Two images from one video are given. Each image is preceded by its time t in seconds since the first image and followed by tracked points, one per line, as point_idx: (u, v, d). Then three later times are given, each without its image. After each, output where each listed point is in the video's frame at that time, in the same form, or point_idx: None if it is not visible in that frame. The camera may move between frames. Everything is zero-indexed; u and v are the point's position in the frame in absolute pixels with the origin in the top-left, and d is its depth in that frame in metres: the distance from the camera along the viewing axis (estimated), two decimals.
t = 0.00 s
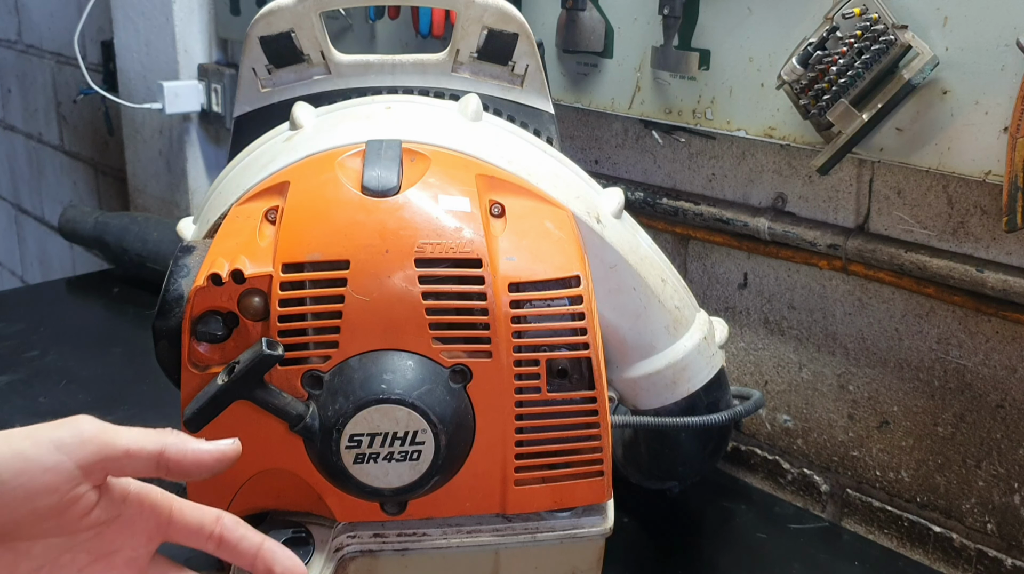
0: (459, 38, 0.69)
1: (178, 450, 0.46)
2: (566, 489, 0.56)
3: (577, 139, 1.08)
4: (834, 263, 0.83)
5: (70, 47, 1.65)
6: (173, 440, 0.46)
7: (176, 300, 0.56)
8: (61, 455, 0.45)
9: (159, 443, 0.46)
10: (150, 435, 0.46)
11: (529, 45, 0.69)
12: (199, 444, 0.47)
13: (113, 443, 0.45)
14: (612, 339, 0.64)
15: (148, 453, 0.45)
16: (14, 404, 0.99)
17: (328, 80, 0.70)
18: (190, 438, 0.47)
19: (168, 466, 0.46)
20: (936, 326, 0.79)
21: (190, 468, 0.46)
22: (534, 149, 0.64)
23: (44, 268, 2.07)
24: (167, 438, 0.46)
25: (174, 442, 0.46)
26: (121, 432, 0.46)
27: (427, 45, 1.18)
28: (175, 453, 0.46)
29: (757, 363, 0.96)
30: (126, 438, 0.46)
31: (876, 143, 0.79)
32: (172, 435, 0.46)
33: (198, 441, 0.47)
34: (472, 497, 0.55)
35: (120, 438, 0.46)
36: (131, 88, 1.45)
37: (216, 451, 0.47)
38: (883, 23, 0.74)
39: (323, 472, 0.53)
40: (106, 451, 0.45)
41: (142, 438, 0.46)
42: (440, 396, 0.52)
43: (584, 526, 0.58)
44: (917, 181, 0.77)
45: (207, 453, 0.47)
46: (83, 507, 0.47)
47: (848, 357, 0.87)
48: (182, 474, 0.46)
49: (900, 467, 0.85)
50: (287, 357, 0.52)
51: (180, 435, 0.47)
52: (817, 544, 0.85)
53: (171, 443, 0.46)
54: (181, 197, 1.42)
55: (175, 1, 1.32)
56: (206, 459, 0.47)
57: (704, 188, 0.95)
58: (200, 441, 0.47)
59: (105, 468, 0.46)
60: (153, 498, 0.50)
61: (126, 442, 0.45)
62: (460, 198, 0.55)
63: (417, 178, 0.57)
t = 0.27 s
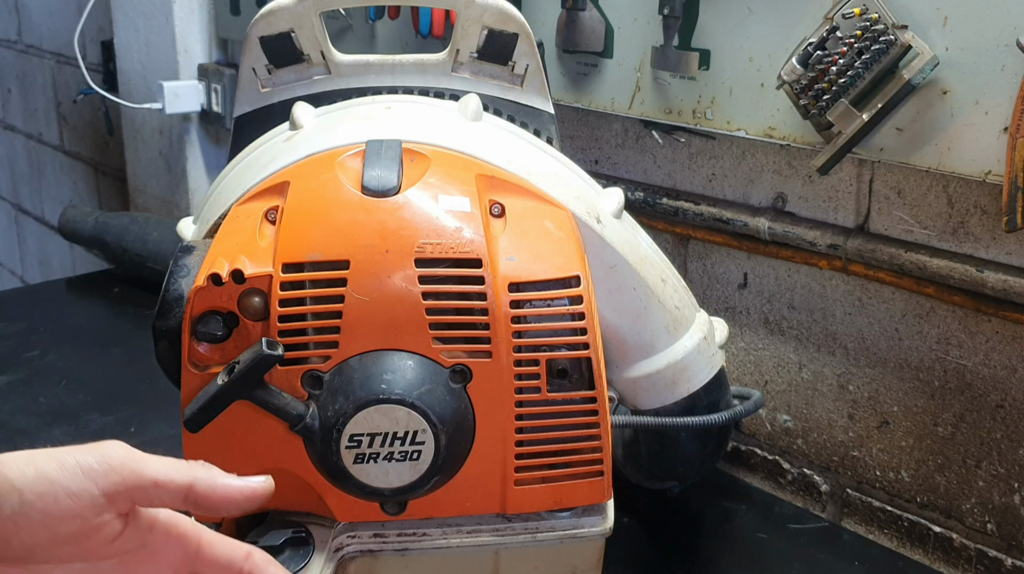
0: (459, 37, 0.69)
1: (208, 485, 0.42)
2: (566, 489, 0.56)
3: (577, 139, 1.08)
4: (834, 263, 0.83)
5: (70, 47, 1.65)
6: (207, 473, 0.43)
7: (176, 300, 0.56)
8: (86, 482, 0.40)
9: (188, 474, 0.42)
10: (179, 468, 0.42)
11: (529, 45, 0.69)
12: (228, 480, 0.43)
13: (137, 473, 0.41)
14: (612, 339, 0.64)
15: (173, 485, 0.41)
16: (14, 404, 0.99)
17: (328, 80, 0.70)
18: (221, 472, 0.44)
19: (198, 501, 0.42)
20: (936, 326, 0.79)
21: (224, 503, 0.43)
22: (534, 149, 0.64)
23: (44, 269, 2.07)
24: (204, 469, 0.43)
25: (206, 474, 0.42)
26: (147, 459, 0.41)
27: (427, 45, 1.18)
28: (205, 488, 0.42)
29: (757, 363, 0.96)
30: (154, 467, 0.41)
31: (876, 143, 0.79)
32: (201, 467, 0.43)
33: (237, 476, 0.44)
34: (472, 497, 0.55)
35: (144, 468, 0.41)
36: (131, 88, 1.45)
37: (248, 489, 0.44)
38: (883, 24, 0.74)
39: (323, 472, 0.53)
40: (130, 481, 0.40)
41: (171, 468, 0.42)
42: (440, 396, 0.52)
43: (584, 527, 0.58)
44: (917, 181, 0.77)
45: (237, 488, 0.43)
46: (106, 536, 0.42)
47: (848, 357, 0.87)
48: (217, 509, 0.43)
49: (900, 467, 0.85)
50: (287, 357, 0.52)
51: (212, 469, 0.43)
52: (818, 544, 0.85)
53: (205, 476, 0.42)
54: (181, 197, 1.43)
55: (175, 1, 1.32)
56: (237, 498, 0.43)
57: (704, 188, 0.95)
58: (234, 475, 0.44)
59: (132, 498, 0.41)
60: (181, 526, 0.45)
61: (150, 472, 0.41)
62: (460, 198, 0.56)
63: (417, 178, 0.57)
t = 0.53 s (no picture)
0: (459, 37, 0.69)
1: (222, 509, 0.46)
2: (566, 489, 0.56)
3: (577, 139, 1.08)
4: (834, 263, 0.83)
5: (70, 47, 1.65)
6: (220, 496, 0.46)
7: (176, 299, 0.56)
8: (107, 501, 0.44)
9: (203, 498, 0.46)
10: (202, 493, 0.46)
11: (529, 45, 0.69)
12: (240, 504, 0.47)
13: (156, 494, 0.45)
14: (612, 339, 0.64)
15: (189, 510, 0.45)
16: (14, 404, 0.99)
17: (328, 80, 0.70)
18: (233, 496, 0.47)
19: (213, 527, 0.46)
20: (936, 326, 0.79)
21: (235, 525, 0.46)
22: (534, 149, 0.64)
23: (44, 268, 2.07)
24: (220, 494, 0.46)
25: (220, 498, 0.46)
26: (166, 482, 0.46)
27: (427, 45, 1.18)
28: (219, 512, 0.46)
29: (757, 363, 0.96)
30: (172, 489, 0.45)
31: (876, 143, 0.79)
32: (217, 492, 0.47)
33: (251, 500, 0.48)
34: (472, 497, 0.55)
35: (163, 491, 0.45)
36: (131, 88, 1.45)
37: (259, 513, 0.48)
38: (884, 24, 0.74)
39: (323, 472, 0.53)
40: (149, 502, 0.45)
41: (188, 491, 0.46)
42: (440, 396, 0.52)
43: (584, 526, 0.58)
44: (917, 182, 0.77)
45: (249, 511, 0.47)
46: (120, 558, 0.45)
47: (848, 357, 0.87)
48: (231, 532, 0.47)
49: (900, 467, 0.85)
50: (287, 357, 0.52)
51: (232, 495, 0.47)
52: (818, 544, 0.85)
53: (219, 499, 0.46)
54: (181, 197, 1.43)
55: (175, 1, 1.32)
56: (249, 522, 0.47)
57: (704, 188, 0.95)
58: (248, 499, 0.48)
59: (147, 517, 0.45)
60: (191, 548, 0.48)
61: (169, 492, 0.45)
62: (460, 198, 0.55)
63: (417, 178, 0.57)
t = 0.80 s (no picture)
0: (458, 37, 0.69)
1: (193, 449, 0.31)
2: (566, 489, 0.56)
3: (577, 139, 1.08)
4: (834, 263, 0.83)
5: (70, 47, 1.65)
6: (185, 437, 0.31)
7: (176, 300, 0.56)
8: (79, 455, 0.29)
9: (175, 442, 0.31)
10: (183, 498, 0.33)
11: (529, 45, 0.69)
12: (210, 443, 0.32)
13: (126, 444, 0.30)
14: (612, 339, 0.64)
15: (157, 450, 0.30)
16: (14, 404, 0.99)
17: (328, 80, 0.70)
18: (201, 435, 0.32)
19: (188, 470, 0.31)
20: (936, 326, 0.79)
21: (209, 472, 0.32)
22: (534, 149, 0.64)
23: (44, 269, 2.07)
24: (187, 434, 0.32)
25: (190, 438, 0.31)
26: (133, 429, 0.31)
27: (427, 45, 1.18)
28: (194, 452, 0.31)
29: (757, 363, 0.96)
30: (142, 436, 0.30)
31: (876, 143, 0.79)
32: (185, 432, 0.32)
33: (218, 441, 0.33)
34: (472, 497, 0.55)
35: (137, 436, 0.30)
36: (131, 88, 1.45)
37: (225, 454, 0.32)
38: (884, 23, 0.74)
39: (323, 472, 0.53)
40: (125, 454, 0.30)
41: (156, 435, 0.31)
42: (440, 396, 0.52)
43: (584, 527, 0.58)
44: (917, 181, 0.77)
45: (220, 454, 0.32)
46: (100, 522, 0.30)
47: (848, 357, 0.87)
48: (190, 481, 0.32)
49: (900, 467, 0.85)
50: (287, 357, 0.52)
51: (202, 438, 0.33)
52: (818, 544, 0.85)
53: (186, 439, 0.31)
54: (181, 197, 1.43)
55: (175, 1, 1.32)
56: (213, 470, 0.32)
57: (704, 188, 0.95)
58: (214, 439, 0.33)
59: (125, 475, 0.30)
60: (174, 506, 0.32)
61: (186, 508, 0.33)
62: (460, 198, 0.56)
63: (417, 178, 0.57)
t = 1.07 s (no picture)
0: (459, 37, 0.69)
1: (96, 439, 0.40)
2: (566, 490, 0.56)
3: (577, 139, 1.08)
4: (834, 263, 0.83)
5: (70, 47, 1.65)
6: (96, 423, 0.41)
7: (176, 300, 0.56)
8: None
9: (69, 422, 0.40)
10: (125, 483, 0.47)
11: (529, 45, 0.69)
12: (117, 446, 0.40)
13: (30, 425, 0.40)
14: (612, 339, 0.64)
15: (58, 431, 0.40)
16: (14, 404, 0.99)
17: (328, 80, 0.70)
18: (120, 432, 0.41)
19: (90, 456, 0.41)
20: (936, 326, 0.79)
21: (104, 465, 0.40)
22: (534, 149, 0.64)
23: (44, 269, 2.07)
24: (102, 419, 0.41)
25: (94, 425, 0.40)
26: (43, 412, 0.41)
27: (427, 45, 1.18)
28: (93, 440, 0.40)
29: (757, 363, 0.96)
30: (45, 420, 0.40)
31: (876, 143, 0.79)
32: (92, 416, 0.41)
33: (131, 445, 0.41)
34: (472, 497, 0.55)
35: (43, 420, 0.40)
36: (131, 88, 1.45)
37: (130, 463, 0.40)
38: (884, 24, 0.74)
39: (323, 472, 0.53)
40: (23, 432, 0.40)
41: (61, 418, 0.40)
42: (440, 396, 0.52)
43: (584, 527, 0.58)
44: (917, 181, 0.77)
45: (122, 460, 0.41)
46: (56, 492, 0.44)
47: (848, 357, 0.87)
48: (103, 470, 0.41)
49: (900, 467, 0.85)
50: (287, 357, 0.52)
51: (124, 434, 0.42)
52: (818, 545, 0.85)
53: (96, 426, 0.40)
54: (181, 197, 1.42)
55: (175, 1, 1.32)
56: (115, 467, 0.40)
57: (704, 188, 0.95)
58: (127, 443, 0.41)
59: (37, 450, 0.41)
60: (107, 489, 0.46)
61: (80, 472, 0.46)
62: (460, 198, 0.55)
63: (417, 178, 0.57)
